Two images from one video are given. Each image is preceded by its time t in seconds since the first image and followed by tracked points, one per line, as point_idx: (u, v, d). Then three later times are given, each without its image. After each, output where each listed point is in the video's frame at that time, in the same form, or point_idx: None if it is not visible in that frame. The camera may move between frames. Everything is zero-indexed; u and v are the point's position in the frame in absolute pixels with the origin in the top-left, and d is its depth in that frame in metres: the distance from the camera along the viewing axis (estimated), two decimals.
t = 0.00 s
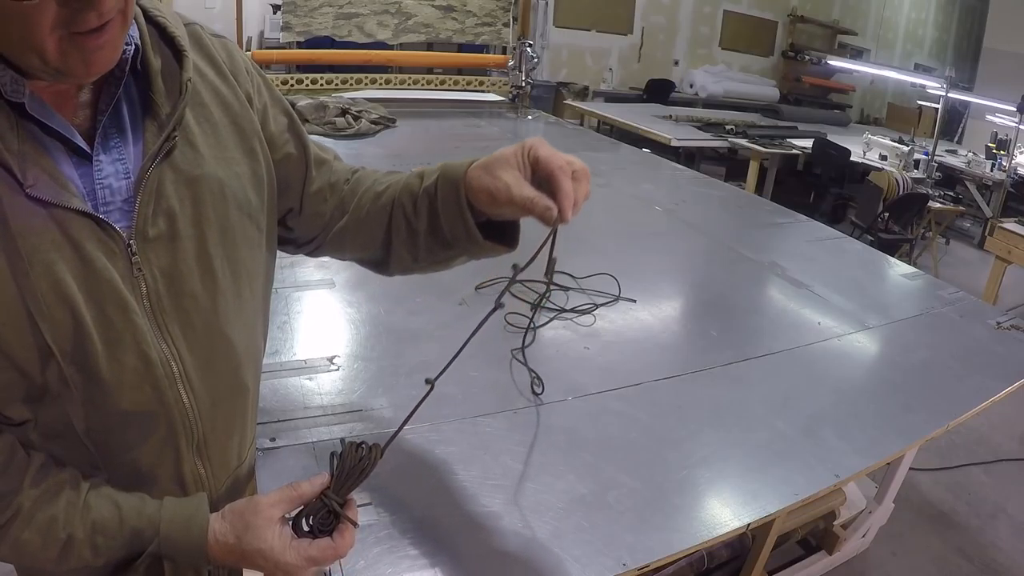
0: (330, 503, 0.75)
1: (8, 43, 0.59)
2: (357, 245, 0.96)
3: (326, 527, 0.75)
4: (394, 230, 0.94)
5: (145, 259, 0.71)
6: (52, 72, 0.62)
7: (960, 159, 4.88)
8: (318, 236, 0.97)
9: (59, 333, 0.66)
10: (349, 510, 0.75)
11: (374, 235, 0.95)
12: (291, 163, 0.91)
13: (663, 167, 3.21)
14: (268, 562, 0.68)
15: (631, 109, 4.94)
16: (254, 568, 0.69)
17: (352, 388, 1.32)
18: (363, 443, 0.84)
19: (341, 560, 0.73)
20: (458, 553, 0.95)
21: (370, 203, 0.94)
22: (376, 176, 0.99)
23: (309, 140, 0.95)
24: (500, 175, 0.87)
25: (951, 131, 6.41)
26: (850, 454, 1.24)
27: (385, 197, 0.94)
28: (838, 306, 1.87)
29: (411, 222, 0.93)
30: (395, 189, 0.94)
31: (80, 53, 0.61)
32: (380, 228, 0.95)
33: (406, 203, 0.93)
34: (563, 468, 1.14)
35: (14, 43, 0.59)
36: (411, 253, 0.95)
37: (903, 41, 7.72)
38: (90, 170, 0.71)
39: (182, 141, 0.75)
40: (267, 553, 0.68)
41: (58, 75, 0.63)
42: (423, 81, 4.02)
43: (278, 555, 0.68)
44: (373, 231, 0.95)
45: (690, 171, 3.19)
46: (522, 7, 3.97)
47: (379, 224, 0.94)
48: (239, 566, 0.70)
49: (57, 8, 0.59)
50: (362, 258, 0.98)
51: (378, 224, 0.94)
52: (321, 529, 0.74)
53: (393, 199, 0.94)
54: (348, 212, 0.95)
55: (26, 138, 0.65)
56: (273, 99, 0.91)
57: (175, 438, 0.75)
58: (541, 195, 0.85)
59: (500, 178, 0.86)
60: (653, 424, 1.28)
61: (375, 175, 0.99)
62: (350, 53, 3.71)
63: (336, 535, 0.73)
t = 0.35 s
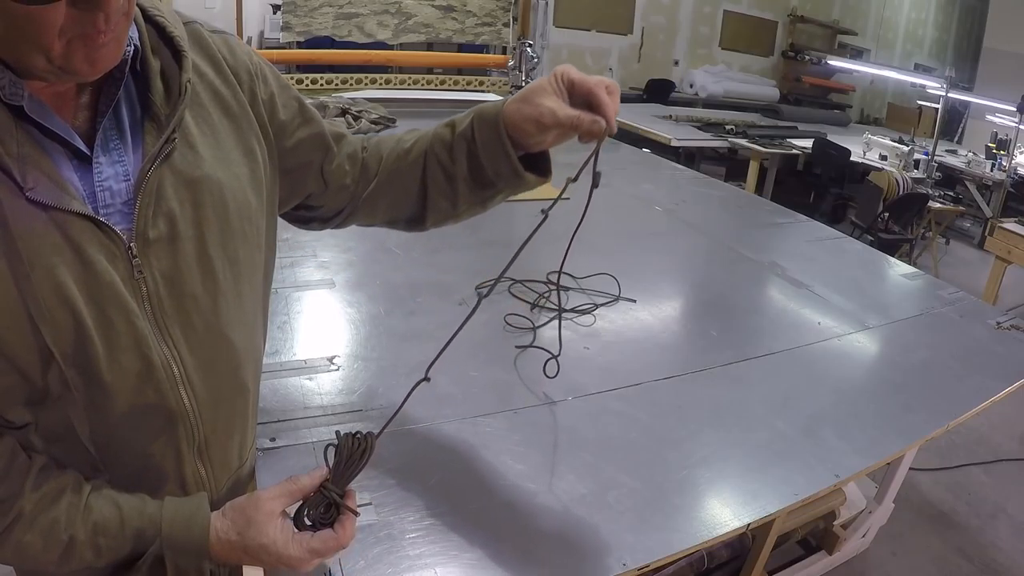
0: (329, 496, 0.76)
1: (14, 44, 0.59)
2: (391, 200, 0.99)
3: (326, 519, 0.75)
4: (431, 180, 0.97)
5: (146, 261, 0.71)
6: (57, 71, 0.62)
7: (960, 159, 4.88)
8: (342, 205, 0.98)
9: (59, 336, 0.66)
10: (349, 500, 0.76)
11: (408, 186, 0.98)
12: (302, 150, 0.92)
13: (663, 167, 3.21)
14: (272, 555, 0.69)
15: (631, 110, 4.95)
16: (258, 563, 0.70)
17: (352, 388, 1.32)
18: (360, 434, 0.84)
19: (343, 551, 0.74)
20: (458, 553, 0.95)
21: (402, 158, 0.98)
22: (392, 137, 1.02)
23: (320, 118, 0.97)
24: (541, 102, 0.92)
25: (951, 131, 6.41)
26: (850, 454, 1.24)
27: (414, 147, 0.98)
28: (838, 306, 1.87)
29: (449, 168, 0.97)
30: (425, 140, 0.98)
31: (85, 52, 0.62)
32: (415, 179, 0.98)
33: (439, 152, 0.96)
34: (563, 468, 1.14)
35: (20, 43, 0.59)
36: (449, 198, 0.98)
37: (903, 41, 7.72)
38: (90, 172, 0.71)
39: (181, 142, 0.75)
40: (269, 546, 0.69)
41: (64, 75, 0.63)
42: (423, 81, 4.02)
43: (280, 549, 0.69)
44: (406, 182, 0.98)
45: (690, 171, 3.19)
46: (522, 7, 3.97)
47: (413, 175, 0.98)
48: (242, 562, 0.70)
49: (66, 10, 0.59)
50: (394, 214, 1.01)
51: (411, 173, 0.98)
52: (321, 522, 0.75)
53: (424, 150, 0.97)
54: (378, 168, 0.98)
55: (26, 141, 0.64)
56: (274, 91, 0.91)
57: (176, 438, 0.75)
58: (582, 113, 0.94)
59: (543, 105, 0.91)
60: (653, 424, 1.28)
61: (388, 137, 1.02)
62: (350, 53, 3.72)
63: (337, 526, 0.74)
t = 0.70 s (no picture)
0: (327, 496, 0.76)
1: (13, 45, 0.59)
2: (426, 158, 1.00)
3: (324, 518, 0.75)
4: (472, 135, 1.00)
5: (146, 261, 0.71)
6: (54, 74, 0.62)
7: (960, 159, 4.88)
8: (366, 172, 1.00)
9: (59, 337, 0.66)
10: (347, 500, 0.76)
11: (445, 147, 1.00)
12: (315, 132, 0.95)
13: (664, 167, 3.21)
14: (271, 554, 0.69)
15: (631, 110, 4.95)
16: (255, 563, 0.70)
17: (351, 388, 1.32)
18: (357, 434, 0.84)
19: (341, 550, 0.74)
20: (458, 553, 0.95)
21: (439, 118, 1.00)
22: (411, 107, 1.04)
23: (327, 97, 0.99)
24: (590, 50, 0.96)
25: (951, 131, 6.41)
26: (850, 454, 1.24)
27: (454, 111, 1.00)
28: (838, 306, 1.87)
29: (490, 121, 0.99)
30: (467, 98, 0.99)
31: (81, 56, 0.61)
32: (452, 137, 1.00)
33: (479, 108, 0.99)
34: (562, 468, 1.14)
35: (18, 45, 0.59)
36: (487, 152, 1.01)
37: (903, 41, 7.72)
38: (90, 172, 0.71)
39: (180, 142, 0.75)
40: (269, 545, 0.69)
41: (63, 77, 0.63)
42: (424, 81, 4.02)
43: (279, 548, 0.69)
44: (443, 147, 1.00)
45: (690, 171, 3.18)
46: (522, 7, 3.97)
47: (449, 134, 1.00)
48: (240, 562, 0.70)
49: (62, 10, 0.59)
50: (423, 182, 1.03)
51: (448, 139, 1.00)
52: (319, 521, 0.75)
53: (461, 106, 0.99)
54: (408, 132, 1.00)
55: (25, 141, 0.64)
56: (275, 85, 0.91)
57: (176, 438, 0.75)
58: (626, 57, 0.99)
59: (593, 52, 0.95)
60: (653, 424, 1.28)
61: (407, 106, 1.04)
62: (350, 53, 3.73)
63: (335, 525, 0.74)
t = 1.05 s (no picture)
0: (321, 500, 0.76)
1: (15, 45, 0.59)
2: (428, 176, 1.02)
3: (317, 522, 0.75)
4: (477, 161, 1.01)
5: (144, 261, 0.71)
6: (57, 73, 0.62)
7: (960, 159, 4.88)
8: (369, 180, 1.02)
9: (57, 335, 0.66)
10: (340, 505, 0.76)
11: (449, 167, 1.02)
12: (317, 139, 0.95)
13: (663, 167, 3.21)
14: (262, 557, 0.70)
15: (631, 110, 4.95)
16: (248, 565, 0.70)
17: (351, 388, 1.32)
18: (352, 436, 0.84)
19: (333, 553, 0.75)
20: (458, 553, 0.95)
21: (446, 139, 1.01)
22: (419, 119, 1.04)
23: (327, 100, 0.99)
24: (607, 115, 1.00)
25: (951, 132, 6.41)
26: (850, 454, 1.24)
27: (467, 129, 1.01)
28: (838, 306, 1.87)
29: (500, 149, 1.01)
30: (478, 122, 1.01)
31: (85, 56, 0.62)
32: (456, 159, 1.01)
33: (489, 135, 1.00)
34: (562, 468, 1.14)
35: (22, 45, 0.59)
36: (492, 179, 1.02)
37: (903, 41, 7.72)
38: (89, 172, 0.71)
39: (179, 142, 0.75)
40: (261, 548, 0.69)
41: (64, 77, 0.63)
42: (424, 81, 4.02)
43: (271, 552, 0.70)
44: (446, 167, 1.02)
45: (690, 171, 3.18)
46: (522, 7, 3.97)
47: (454, 156, 1.01)
48: (232, 564, 0.70)
49: (66, 13, 0.59)
50: (423, 195, 1.05)
51: (455, 162, 1.02)
52: (311, 526, 0.75)
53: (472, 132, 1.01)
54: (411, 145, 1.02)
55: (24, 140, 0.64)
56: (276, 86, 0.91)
57: (174, 438, 0.76)
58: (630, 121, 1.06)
59: (610, 117, 1.00)
60: (652, 424, 1.28)
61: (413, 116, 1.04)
62: (350, 53, 3.73)
63: (329, 528, 0.74)
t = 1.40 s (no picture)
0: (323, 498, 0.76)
1: (40, 39, 0.59)
2: (386, 252, 1.03)
3: (319, 520, 0.75)
4: (435, 255, 1.03)
5: (146, 260, 0.71)
6: (77, 69, 0.62)
7: (960, 159, 4.88)
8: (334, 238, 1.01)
9: (58, 332, 0.66)
10: (341, 504, 0.76)
11: (408, 251, 1.03)
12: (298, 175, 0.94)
13: (663, 167, 3.21)
14: (262, 555, 0.69)
15: (631, 110, 4.95)
16: (248, 563, 0.70)
17: (352, 389, 1.32)
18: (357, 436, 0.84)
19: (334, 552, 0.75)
20: (459, 553, 0.95)
21: (412, 222, 1.02)
22: (393, 188, 1.05)
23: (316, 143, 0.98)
24: (559, 268, 1.01)
25: (952, 131, 6.42)
26: (850, 454, 1.24)
27: (437, 220, 1.02)
28: (838, 306, 1.87)
29: (458, 253, 1.03)
30: (444, 219, 1.02)
31: (109, 54, 0.62)
32: (416, 249, 1.03)
33: (452, 237, 1.02)
34: (562, 468, 1.14)
35: (45, 40, 0.59)
36: (445, 272, 1.05)
37: (903, 41, 7.73)
38: (95, 171, 0.71)
39: (184, 144, 0.75)
40: (261, 546, 0.69)
41: (84, 73, 0.63)
42: (424, 81, 4.02)
43: (272, 549, 0.69)
44: (404, 251, 1.03)
45: (690, 171, 3.18)
46: (522, 7, 3.97)
47: (414, 242, 1.03)
48: (231, 563, 0.70)
49: (96, 8, 0.59)
50: (377, 261, 1.05)
51: (413, 247, 1.03)
52: (312, 524, 0.75)
53: (439, 226, 1.02)
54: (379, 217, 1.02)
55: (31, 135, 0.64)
56: (276, 100, 0.92)
57: (174, 438, 0.76)
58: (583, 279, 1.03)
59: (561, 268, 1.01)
60: (652, 424, 1.28)
61: (387, 185, 1.05)
62: (350, 53, 3.72)
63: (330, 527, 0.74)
